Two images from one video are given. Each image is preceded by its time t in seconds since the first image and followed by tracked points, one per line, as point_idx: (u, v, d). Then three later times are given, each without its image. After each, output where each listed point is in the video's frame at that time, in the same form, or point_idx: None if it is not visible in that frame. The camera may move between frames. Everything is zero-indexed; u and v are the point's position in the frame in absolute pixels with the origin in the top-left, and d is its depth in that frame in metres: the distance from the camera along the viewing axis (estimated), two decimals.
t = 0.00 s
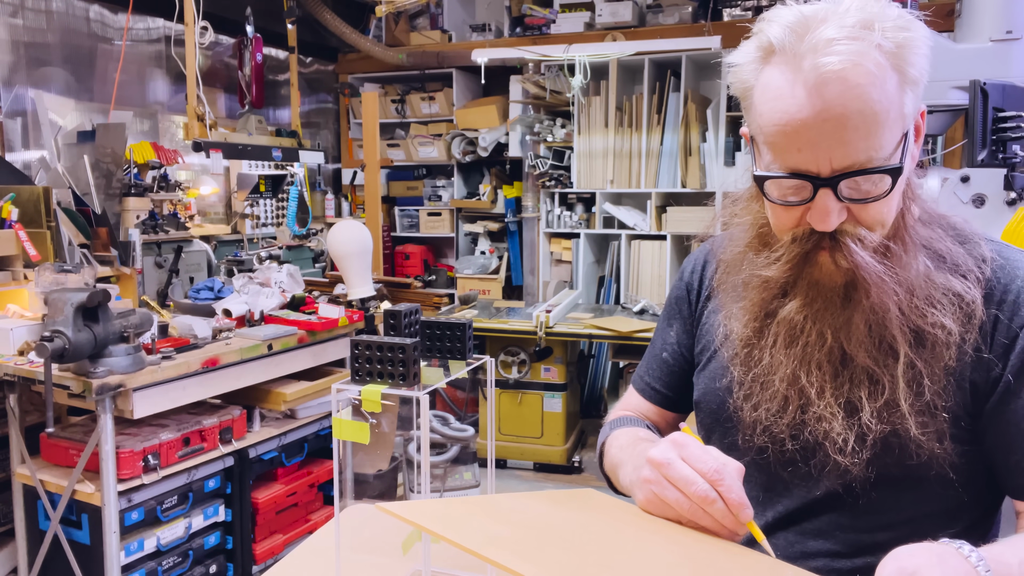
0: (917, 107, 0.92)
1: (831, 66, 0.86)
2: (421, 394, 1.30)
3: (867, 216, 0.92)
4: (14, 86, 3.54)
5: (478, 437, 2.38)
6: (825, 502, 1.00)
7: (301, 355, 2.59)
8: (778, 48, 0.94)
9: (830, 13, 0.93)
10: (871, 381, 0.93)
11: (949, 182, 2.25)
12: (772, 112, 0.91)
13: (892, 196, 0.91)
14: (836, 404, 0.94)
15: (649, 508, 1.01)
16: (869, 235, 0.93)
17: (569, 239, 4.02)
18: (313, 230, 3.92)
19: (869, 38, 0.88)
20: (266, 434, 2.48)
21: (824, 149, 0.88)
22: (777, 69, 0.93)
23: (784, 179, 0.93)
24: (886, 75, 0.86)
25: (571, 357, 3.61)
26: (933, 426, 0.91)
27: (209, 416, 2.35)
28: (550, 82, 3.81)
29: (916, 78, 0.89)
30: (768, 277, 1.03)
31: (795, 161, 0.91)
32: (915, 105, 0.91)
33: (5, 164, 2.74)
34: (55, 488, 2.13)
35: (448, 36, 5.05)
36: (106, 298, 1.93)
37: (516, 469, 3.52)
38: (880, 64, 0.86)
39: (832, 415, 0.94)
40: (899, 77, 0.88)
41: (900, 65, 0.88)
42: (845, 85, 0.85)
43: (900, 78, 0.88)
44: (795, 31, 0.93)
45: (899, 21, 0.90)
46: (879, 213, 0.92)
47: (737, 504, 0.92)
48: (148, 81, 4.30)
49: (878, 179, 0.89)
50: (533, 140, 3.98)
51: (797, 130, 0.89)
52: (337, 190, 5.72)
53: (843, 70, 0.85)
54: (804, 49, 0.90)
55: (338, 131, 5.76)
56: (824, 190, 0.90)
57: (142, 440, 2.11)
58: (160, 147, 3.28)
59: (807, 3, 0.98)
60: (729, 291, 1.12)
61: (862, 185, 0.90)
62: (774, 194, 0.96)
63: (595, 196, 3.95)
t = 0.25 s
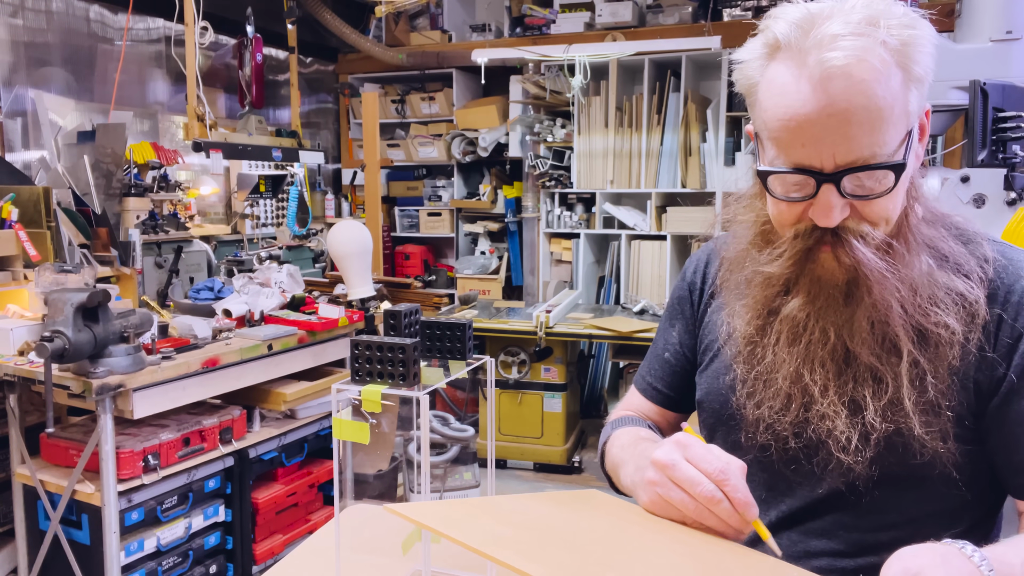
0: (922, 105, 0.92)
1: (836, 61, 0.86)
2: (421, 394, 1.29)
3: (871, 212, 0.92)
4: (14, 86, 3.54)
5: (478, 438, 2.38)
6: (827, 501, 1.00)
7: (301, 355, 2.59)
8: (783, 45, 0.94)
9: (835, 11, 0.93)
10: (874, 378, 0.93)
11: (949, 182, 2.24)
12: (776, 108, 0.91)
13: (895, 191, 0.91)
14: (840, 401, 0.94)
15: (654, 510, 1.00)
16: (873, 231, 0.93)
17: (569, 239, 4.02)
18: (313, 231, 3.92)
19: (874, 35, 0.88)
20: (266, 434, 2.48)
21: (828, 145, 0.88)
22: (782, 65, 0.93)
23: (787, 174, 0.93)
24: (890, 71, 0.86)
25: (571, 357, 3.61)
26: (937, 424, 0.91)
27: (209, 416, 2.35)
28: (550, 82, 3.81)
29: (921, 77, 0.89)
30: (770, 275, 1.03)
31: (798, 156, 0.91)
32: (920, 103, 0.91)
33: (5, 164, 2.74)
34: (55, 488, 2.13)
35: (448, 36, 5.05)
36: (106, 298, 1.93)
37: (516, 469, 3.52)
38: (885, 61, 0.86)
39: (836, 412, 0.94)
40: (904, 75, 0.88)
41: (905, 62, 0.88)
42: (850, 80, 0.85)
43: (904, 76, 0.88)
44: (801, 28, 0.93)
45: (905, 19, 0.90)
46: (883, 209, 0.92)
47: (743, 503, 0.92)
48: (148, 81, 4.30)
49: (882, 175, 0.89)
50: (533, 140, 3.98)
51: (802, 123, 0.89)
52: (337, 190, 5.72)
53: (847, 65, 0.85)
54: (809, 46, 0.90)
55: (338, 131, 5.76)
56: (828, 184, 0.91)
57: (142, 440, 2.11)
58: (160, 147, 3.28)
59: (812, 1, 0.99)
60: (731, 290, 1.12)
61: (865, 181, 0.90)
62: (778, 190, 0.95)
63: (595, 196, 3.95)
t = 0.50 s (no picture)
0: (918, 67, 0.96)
1: None
2: (422, 395, 1.29)
3: (866, 146, 0.93)
4: (14, 87, 3.54)
5: (478, 437, 2.38)
6: (825, 508, 0.95)
7: (301, 356, 2.59)
8: None
9: None
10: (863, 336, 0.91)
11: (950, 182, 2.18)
12: (778, 38, 0.96)
13: (891, 127, 0.93)
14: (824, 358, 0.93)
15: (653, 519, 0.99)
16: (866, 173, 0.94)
17: (569, 239, 4.02)
18: (313, 230, 3.92)
19: None
20: (266, 434, 2.48)
21: (827, 62, 0.92)
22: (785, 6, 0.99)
23: (786, 99, 0.96)
24: (888, 9, 0.91)
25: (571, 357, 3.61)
26: (924, 397, 0.87)
27: (209, 416, 2.35)
28: (550, 82, 3.81)
29: (917, 35, 0.94)
30: (761, 237, 1.03)
31: (799, 76, 0.94)
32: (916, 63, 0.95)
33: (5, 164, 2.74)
34: (55, 488, 2.13)
35: (448, 37, 5.05)
36: (106, 298, 1.92)
37: (516, 469, 3.52)
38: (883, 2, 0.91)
39: (820, 370, 0.92)
40: (901, 23, 0.92)
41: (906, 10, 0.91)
42: (854, 12, 0.90)
43: (902, 28, 0.92)
44: None
45: None
46: (874, 147, 0.93)
47: (724, 490, 0.91)
48: (148, 81, 4.30)
49: (878, 105, 0.92)
50: (533, 140, 3.98)
51: (806, 49, 0.93)
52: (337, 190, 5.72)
53: None
54: None
55: (338, 131, 5.76)
56: (823, 108, 0.93)
57: (142, 440, 2.11)
58: (160, 147, 3.28)
59: None
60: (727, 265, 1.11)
61: (863, 111, 0.93)
62: (775, 121, 0.98)
63: (595, 196, 3.95)
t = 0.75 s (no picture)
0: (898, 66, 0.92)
1: None
2: (422, 396, 1.28)
3: (842, 137, 0.88)
4: (14, 86, 3.54)
5: (478, 437, 2.37)
6: (819, 504, 0.86)
7: (301, 356, 2.59)
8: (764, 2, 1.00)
9: None
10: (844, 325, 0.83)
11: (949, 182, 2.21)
12: (760, 33, 0.93)
13: (866, 119, 0.88)
14: (799, 347, 0.85)
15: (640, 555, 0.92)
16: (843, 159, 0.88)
17: (569, 239, 4.02)
18: (313, 230, 3.92)
19: None
20: (266, 434, 2.48)
21: (802, 53, 0.89)
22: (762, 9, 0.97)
23: (763, 90, 0.92)
24: (865, 5, 0.89)
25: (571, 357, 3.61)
26: (908, 388, 0.79)
27: (209, 416, 2.35)
28: (550, 81, 3.81)
29: (895, 33, 0.91)
30: (737, 229, 0.96)
31: (775, 67, 0.91)
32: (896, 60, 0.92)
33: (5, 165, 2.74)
34: (54, 488, 2.14)
35: (449, 36, 5.05)
36: (106, 298, 1.92)
37: (516, 469, 3.52)
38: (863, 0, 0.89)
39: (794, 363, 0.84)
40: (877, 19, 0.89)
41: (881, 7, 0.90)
42: (830, 4, 0.88)
43: (879, 25, 0.90)
44: None
45: None
46: (850, 137, 0.88)
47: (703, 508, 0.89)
48: (148, 81, 4.30)
49: (853, 97, 0.88)
50: (533, 140, 3.98)
51: (783, 41, 0.90)
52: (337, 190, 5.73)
53: None
54: None
55: (338, 131, 5.76)
56: (797, 98, 0.89)
57: (142, 440, 2.11)
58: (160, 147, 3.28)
59: None
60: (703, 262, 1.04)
61: (839, 102, 0.88)
62: (754, 115, 0.94)
63: (595, 196, 3.95)
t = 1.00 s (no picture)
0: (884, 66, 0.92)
1: None
2: (422, 396, 1.28)
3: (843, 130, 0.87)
4: (14, 86, 3.54)
5: (477, 437, 2.37)
6: (812, 501, 0.86)
7: (301, 356, 2.59)
8: None
9: None
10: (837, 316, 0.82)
11: (949, 182, 2.20)
12: (754, 31, 0.92)
13: (864, 112, 0.88)
14: (787, 340, 0.84)
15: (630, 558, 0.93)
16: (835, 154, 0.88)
17: (569, 239, 4.02)
18: (313, 230, 3.92)
19: None
20: (266, 434, 2.48)
21: (802, 49, 0.89)
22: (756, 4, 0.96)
23: (763, 87, 0.91)
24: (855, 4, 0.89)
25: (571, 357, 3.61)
26: (892, 379, 0.80)
27: (209, 416, 2.35)
28: (550, 81, 3.81)
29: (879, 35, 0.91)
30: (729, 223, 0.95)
31: (775, 64, 0.90)
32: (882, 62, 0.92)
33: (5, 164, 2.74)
34: (54, 488, 2.14)
35: (448, 36, 5.05)
36: (106, 298, 1.92)
37: (516, 469, 3.52)
38: None
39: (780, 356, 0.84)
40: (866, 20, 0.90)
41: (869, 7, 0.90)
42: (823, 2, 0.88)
43: (866, 26, 0.90)
44: None
45: None
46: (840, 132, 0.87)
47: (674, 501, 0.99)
48: (148, 81, 4.30)
49: (850, 92, 0.88)
50: (533, 140, 3.97)
51: (782, 38, 0.90)
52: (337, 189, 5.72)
53: None
54: None
55: (338, 131, 5.76)
56: (800, 93, 0.88)
57: (142, 440, 2.11)
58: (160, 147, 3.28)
59: None
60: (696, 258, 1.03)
61: (836, 97, 0.88)
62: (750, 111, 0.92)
63: (595, 196, 3.95)
